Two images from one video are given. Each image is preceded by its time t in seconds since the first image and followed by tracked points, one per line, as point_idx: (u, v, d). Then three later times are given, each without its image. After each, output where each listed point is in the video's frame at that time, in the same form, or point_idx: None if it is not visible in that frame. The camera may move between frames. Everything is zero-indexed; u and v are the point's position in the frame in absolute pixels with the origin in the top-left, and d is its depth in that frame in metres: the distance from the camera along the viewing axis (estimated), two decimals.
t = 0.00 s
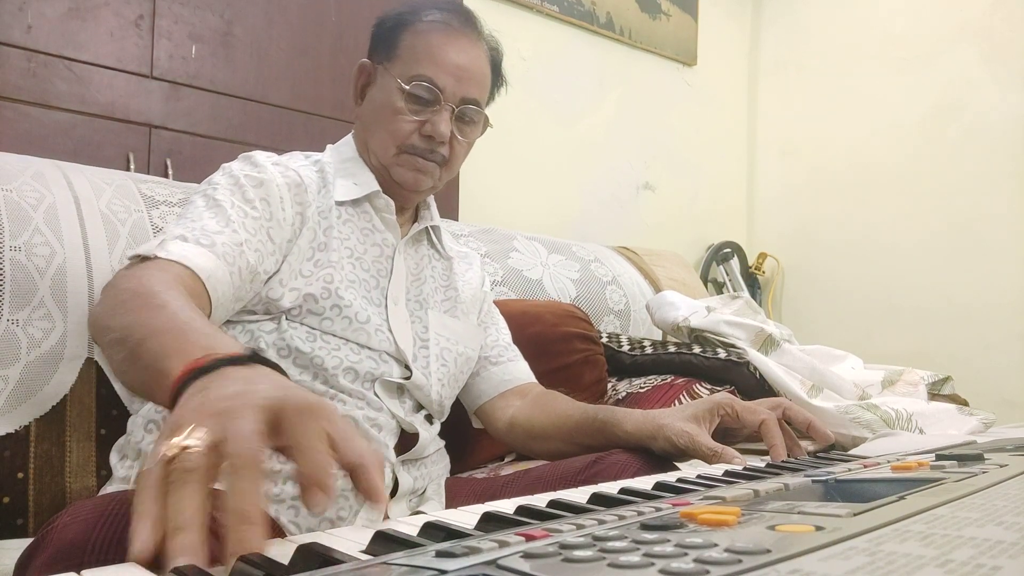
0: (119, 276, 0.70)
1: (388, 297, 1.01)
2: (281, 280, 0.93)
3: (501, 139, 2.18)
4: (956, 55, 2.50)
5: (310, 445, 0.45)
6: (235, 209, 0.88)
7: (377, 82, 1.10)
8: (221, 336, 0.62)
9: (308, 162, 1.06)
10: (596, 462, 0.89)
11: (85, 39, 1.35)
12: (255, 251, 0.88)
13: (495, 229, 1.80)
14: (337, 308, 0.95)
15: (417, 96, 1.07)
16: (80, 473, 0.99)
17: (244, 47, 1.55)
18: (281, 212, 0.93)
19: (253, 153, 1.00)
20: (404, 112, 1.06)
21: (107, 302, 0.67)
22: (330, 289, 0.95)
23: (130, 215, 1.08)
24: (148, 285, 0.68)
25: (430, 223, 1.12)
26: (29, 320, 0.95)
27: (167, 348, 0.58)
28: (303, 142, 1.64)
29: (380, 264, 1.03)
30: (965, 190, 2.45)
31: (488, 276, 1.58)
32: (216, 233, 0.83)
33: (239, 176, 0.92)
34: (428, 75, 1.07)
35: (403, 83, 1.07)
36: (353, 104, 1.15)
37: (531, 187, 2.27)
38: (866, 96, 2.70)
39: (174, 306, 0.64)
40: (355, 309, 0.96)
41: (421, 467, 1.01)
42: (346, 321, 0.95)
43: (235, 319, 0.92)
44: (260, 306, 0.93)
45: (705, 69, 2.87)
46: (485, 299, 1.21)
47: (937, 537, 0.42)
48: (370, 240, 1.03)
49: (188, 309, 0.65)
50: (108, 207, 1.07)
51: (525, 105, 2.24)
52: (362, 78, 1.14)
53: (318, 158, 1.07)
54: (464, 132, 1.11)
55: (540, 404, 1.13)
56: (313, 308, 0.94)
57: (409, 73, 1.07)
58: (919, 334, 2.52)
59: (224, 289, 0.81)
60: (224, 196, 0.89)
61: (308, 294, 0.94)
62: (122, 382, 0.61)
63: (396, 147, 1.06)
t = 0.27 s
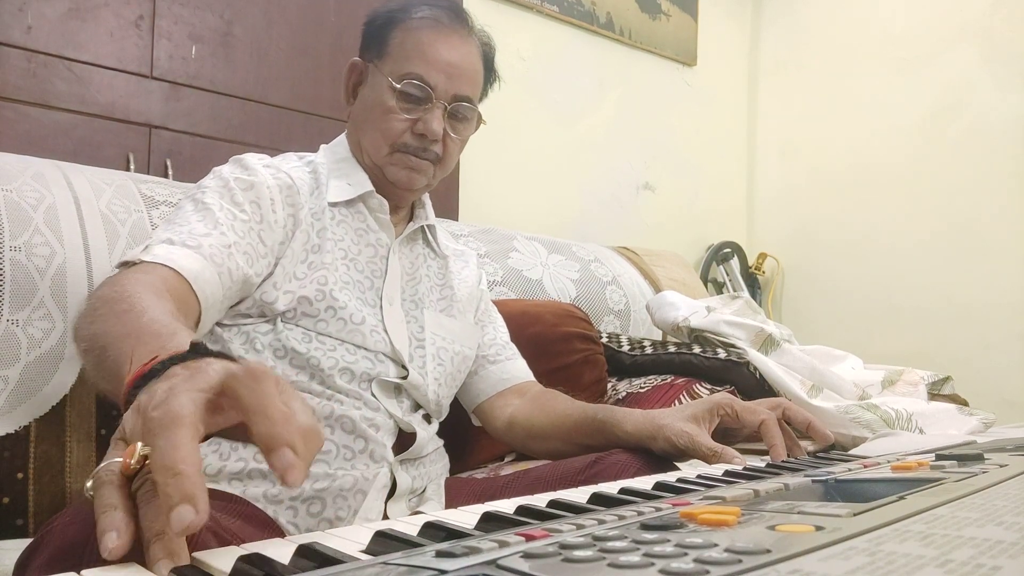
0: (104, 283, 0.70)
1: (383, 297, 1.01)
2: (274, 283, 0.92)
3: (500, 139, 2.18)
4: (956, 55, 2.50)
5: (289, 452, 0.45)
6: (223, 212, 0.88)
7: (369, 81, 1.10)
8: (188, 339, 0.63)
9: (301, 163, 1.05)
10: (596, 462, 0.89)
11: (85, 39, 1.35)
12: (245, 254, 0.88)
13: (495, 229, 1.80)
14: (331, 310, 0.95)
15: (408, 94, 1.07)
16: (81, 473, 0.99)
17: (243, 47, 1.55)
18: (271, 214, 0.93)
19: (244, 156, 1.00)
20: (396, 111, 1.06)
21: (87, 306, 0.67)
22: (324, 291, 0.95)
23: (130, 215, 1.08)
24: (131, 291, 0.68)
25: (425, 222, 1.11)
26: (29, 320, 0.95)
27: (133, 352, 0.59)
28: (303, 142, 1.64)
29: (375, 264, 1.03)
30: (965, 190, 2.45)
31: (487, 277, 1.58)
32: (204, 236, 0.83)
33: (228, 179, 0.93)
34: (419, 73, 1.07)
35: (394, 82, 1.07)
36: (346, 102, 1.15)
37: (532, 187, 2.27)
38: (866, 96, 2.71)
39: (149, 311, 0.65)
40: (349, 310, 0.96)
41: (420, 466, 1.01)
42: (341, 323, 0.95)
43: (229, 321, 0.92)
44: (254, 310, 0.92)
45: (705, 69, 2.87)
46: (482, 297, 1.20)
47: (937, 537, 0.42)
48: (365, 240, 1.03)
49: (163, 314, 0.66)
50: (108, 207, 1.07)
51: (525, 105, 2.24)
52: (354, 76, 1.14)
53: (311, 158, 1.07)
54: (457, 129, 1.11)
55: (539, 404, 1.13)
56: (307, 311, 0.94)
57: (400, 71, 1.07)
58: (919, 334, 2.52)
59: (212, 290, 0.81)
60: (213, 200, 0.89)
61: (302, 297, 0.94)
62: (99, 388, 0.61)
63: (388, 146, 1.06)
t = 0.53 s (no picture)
0: (107, 285, 0.71)
1: (380, 299, 1.01)
2: (270, 285, 0.93)
3: (501, 140, 2.18)
4: (956, 56, 2.50)
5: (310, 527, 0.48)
6: (222, 213, 0.88)
7: (365, 83, 1.10)
8: (192, 348, 0.63)
9: (297, 164, 1.06)
10: (596, 462, 0.89)
11: (86, 40, 1.35)
12: (242, 256, 0.88)
13: (495, 230, 1.80)
14: (328, 311, 0.95)
15: (403, 97, 1.07)
16: (81, 473, 0.99)
17: (243, 48, 1.55)
18: (268, 216, 0.93)
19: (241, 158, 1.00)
20: (391, 113, 1.06)
21: (88, 311, 0.68)
22: (320, 292, 0.95)
23: (130, 216, 1.08)
24: (130, 291, 0.69)
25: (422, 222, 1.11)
26: (29, 321, 0.96)
27: (133, 358, 0.60)
28: (303, 143, 1.64)
29: (371, 265, 1.03)
30: (964, 190, 2.45)
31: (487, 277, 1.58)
32: (205, 238, 0.83)
33: (226, 181, 0.92)
34: (413, 75, 1.07)
35: (389, 84, 1.07)
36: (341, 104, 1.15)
37: (531, 187, 2.27)
38: (866, 97, 2.71)
39: (150, 314, 0.66)
40: (346, 311, 0.96)
41: (419, 466, 1.01)
42: (338, 324, 0.95)
43: (226, 324, 0.92)
44: (251, 311, 0.93)
45: (704, 69, 2.87)
46: (480, 297, 1.20)
47: (937, 537, 0.42)
48: (361, 242, 1.03)
49: (163, 318, 0.66)
50: (108, 208, 1.07)
51: (525, 105, 2.24)
52: (349, 78, 1.14)
53: (308, 160, 1.08)
54: (452, 130, 1.11)
55: (539, 403, 1.13)
56: (304, 312, 0.94)
57: (395, 74, 1.07)
58: (919, 335, 2.52)
59: (213, 294, 0.81)
60: (211, 202, 0.89)
61: (298, 298, 0.94)
62: (100, 389, 0.62)
63: (384, 148, 1.06)
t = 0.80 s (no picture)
0: (104, 280, 0.71)
1: (377, 297, 1.01)
2: (267, 284, 0.92)
3: (501, 139, 2.18)
4: (956, 55, 2.50)
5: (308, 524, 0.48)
6: (219, 213, 0.88)
7: (360, 82, 1.09)
8: (191, 343, 0.63)
9: (293, 164, 1.05)
10: (596, 462, 0.90)
11: (86, 40, 1.35)
12: (241, 255, 0.88)
13: (495, 229, 1.80)
14: (325, 310, 0.95)
15: (399, 95, 1.06)
16: (81, 473, 0.99)
17: (243, 47, 1.55)
18: (266, 215, 0.93)
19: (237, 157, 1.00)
20: (387, 111, 1.06)
21: (87, 305, 0.68)
22: (318, 291, 0.95)
23: (130, 215, 1.08)
24: (129, 287, 0.69)
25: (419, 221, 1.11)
26: (29, 320, 0.95)
27: (135, 356, 0.60)
28: (303, 142, 1.64)
29: (368, 264, 1.03)
30: (964, 190, 2.45)
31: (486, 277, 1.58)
32: (202, 236, 0.83)
33: (223, 180, 0.92)
34: (409, 73, 1.07)
35: (385, 83, 1.07)
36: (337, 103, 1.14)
37: (531, 187, 2.27)
38: (866, 96, 2.71)
39: (148, 310, 0.66)
40: (343, 310, 0.96)
41: (418, 465, 1.01)
42: (335, 322, 0.95)
43: (224, 324, 0.92)
44: (249, 311, 0.93)
45: (705, 69, 2.87)
46: (478, 294, 1.20)
47: (937, 537, 0.42)
48: (358, 241, 1.03)
49: (162, 313, 0.66)
50: (108, 208, 1.07)
51: (525, 105, 2.24)
52: (345, 77, 1.14)
53: (304, 159, 1.07)
54: (449, 128, 1.11)
55: (538, 399, 1.13)
56: (301, 311, 0.94)
57: (391, 72, 1.07)
58: (920, 334, 2.52)
59: (212, 291, 0.81)
60: (208, 201, 0.89)
61: (296, 297, 0.94)
62: (99, 385, 0.62)
63: (381, 146, 1.06)
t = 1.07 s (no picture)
0: (100, 279, 0.71)
1: (376, 296, 1.01)
2: (266, 284, 0.92)
3: (501, 138, 2.18)
4: (956, 55, 2.50)
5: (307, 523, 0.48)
6: (219, 212, 0.88)
7: (359, 81, 1.09)
8: (190, 345, 0.63)
9: (292, 164, 1.05)
10: (597, 462, 0.90)
11: (85, 39, 1.35)
12: (240, 254, 0.88)
13: (495, 229, 1.80)
14: (324, 309, 0.95)
15: (398, 94, 1.06)
16: (81, 473, 0.99)
17: (243, 47, 1.55)
18: (265, 215, 0.93)
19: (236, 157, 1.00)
20: (386, 110, 1.06)
21: (83, 304, 0.68)
22: (316, 291, 0.95)
23: (130, 215, 1.08)
24: (127, 286, 0.69)
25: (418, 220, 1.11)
26: (29, 320, 0.95)
27: (134, 354, 0.60)
28: (303, 142, 1.64)
29: (367, 264, 1.03)
30: (965, 190, 2.45)
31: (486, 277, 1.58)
32: (201, 236, 0.83)
33: (221, 179, 0.92)
34: (408, 72, 1.07)
35: (383, 82, 1.07)
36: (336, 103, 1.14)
37: (531, 187, 2.27)
38: (866, 96, 2.71)
39: (147, 310, 0.66)
40: (342, 309, 0.96)
41: (418, 464, 1.01)
42: (334, 322, 0.95)
43: (223, 324, 0.93)
44: (248, 311, 0.93)
45: (705, 68, 2.86)
46: (477, 293, 1.20)
47: (937, 537, 0.42)
48: (357, 240, 1.03)
49: (161, 313, 0.66)
50: (108, 207, 1.07)
51: (525, 104, 2.24)
52: (343, 77, 1.14)
53: (302, 159, 1.07)
54: (447, 128, 1.11)
55: (538, 398, 1.13)
56: (300, 311, 0.94)
57: (389, 71, 1.07)
58: (920, 334, 2.52)
59: (210, 289, 0.81)
60: (207, 200, 0.89)
61: (295, 297, 0.94)
62: (97, 384, 0.62)
63: (379, 145, 1.06)
